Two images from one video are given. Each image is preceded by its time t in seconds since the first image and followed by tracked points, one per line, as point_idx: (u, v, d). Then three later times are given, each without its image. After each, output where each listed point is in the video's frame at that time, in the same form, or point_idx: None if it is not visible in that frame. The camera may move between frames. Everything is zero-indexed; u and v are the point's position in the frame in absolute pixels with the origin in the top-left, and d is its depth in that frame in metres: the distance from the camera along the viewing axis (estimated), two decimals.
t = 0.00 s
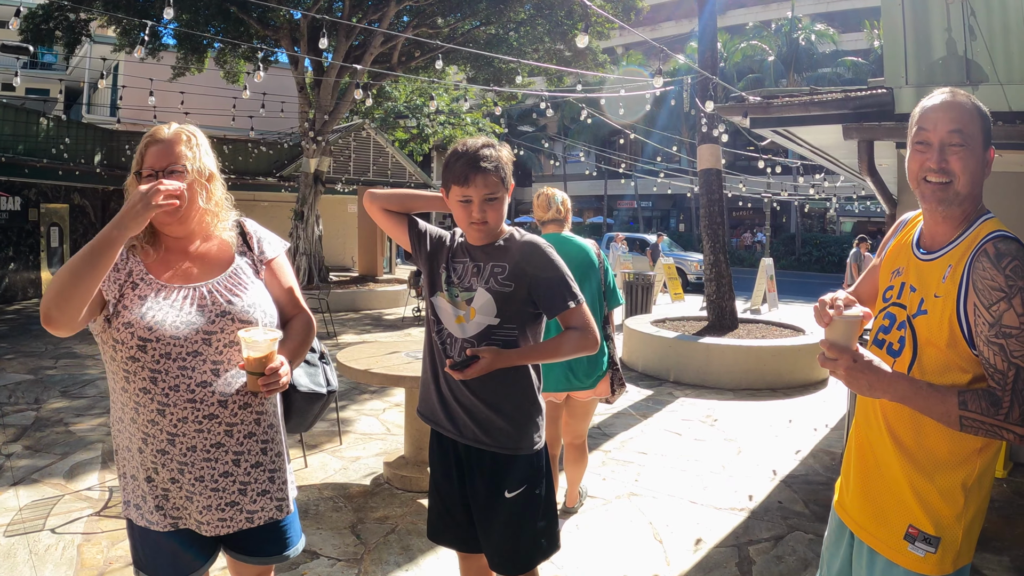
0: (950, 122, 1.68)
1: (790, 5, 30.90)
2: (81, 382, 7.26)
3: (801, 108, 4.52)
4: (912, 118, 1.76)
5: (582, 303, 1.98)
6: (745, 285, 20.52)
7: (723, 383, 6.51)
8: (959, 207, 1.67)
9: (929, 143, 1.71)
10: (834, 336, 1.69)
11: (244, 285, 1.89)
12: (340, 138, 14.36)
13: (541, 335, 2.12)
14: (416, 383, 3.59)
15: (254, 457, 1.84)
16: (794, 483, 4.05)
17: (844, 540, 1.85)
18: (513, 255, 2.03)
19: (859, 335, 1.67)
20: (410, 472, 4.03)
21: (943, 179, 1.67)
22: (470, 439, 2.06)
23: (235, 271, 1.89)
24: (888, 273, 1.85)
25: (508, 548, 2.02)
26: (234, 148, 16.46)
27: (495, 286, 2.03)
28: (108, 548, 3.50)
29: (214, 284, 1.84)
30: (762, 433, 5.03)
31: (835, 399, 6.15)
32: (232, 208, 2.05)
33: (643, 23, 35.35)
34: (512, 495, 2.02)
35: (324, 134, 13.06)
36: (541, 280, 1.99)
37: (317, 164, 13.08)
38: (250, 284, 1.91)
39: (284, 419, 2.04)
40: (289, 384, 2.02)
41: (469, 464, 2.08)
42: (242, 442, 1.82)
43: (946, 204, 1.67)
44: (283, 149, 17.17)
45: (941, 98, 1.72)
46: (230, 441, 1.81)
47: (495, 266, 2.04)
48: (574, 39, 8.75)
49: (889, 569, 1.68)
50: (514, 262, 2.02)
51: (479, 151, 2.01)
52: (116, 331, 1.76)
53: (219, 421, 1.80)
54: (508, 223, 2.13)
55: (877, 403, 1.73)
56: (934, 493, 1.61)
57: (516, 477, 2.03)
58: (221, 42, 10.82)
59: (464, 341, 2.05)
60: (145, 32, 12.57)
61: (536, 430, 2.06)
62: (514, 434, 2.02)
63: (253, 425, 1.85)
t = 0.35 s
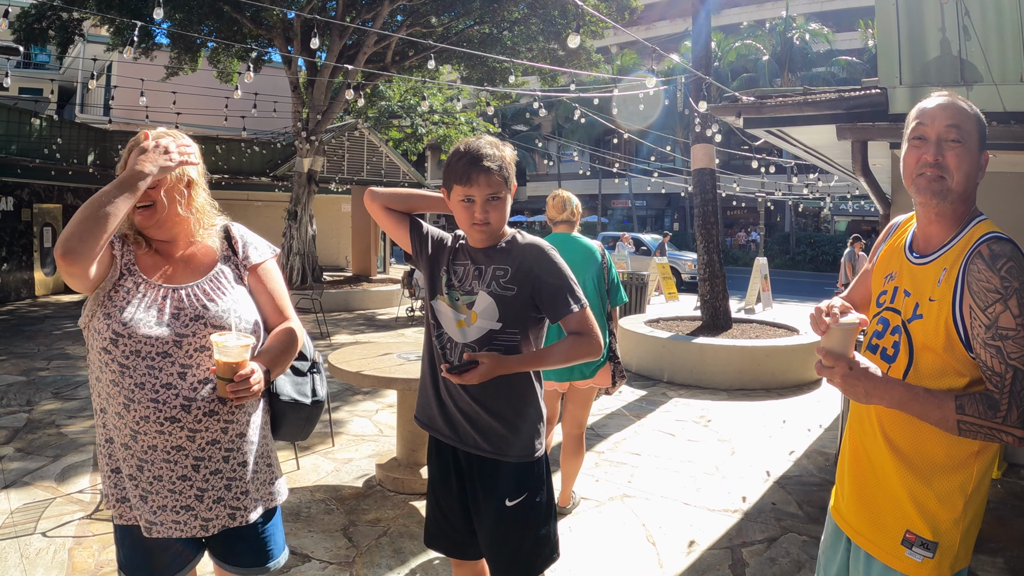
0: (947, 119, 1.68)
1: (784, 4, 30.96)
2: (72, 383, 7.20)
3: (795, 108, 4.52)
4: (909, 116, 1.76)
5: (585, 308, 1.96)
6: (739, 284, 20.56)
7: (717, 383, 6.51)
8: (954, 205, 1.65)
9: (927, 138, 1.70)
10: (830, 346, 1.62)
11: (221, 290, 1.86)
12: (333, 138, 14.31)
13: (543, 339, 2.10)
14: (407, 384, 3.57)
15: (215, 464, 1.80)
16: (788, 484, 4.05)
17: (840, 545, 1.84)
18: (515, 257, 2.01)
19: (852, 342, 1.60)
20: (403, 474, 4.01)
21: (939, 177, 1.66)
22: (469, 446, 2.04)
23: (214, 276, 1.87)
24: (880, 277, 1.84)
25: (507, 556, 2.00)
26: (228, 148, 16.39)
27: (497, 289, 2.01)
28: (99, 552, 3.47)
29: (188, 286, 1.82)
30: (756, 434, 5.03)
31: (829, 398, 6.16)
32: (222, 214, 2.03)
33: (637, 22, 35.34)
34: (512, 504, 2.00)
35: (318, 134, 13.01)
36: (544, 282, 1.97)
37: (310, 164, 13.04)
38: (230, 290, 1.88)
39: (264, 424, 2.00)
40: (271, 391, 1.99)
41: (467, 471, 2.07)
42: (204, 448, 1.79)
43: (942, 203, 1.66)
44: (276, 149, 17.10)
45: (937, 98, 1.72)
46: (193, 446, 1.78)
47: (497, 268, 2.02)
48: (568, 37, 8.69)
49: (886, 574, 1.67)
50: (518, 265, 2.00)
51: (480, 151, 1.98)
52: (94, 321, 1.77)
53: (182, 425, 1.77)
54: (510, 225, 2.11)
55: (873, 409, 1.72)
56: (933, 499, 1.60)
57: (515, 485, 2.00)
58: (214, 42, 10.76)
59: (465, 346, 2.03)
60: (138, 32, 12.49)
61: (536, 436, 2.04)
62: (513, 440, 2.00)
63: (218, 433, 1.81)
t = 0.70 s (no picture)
0: (942, 119, 1.68)
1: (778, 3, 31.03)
2: (65, 384, 7.16)
3: (788, 107, 4.53)
4: (903, 116, 1.75)
5: (584, 307, 1.96)
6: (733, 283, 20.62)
7: (711, 382, 6.52)
8: (952, 204, 1.65)
9: (924, 139, 1.69)
10: (829, 348, 1.62)
11: (209, 291, 1.85)
12: (327, 137, 14.27)
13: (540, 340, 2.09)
14: (399, 384, 3.56)
15: (203, 465, 1.79)
16: (781, 483, 4.05)
17: (837, 545, 1.84)
18: (513, 256, 2.00)
19: (850, 344, 1.61)
20: (396, 474, 4.00)
21: (937, 177, 1.66)
22: (467, 448, 2.02)
23: (202, 276, 1.86)
24: (874, 276, 1.84)
25: (505, 558, 1.99)
26: (221, 147, 16.31)
27: (495, 288, 2.00)
28: (91, 553, 3.44)
29: (177, 287, 1.81)
30: (750, 433, 5.03)
31: (822, 397, 6.17)
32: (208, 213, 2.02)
33: (632, 21, 35.37)
34: (509, 505, 1.99)
35: (311, 134, 12.97)
36: (541, 282, 1.96)
37: (303, 164, 12.99)
38: (218, 291, 1.87)
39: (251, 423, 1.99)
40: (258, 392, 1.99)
41: (464, 472, 2.06)
42: (192, 449, 1.78)
43: (940, 202, 1.65)
44: (270, 149, 17.04)
45: (931, 98, 1.72)
46: (180, 447, 1.77)
47: (495, 268, 2.01)
48: (561, 35, 8.59)
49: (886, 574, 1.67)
50: (515, 265, 1.99)
51: (478, 149, 1.97)
52: (84, 319, 1.75)
53: (171, 426, 1.75)
54: (507, 225, 2.10)
55: (870, 409, 1.71)
56: (934, 498, 1.60)
57: (512, 486, 2.00)
58: (207, 41, 10.71)
59: (461, 346, 2.01)
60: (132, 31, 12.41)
61: (533, 437, 2.03)
62: (511, 442, 1.99)
63: (206, 434, 1.80)
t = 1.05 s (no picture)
0: (922, 117, 1.68)
1: (771, 4, 31.14)
2: (56, 386, 7.11)
3: (780, 107, 4.56)
4: (886, 117, 1.76)
5: (577, 309, 1.96)
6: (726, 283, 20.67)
7: (703, 382, 6.53)
8: (939, 202, 1.66)
9: (904, 141, 1.70)
10: (819, 345, 1.64)
11: (211, 293, 1.86)
12: (320, 138, 14.22)
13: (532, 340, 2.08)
14: (391, 385, 3.55)
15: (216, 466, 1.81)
16: (774, 483, 4.06)
17: (830, 544, 1.84)
18: (505, 256, 2.00)
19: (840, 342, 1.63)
20: (388, 475, 3.99)
21: (921, 176, 1.66)
22: (459, 450, 2.01)
23: (202, 279, 1.86)
24: (864, 275, 1.84)
25: (498, 563, 1.98)
26: (214, 148, 16.23)
27: (488, 289, 1.99)
28: (82, 555, 3.41)
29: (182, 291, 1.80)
30: (743, 433, 5.04)
31: (814, 396, 6.20)
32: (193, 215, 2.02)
33: (625, 22, 35.45)
34: (502, 507, 1.99)
35: (304, 135, 12.94)
36: (534, 283, 1.96)
37: (296, 165, 12.96)
38: (217, 293, 1.89)
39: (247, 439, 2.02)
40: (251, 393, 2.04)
41: (455, 474, 2.05)
42: (205, 451, 1.79)
43: (926, 200, 1.66)
44: (262, 149, 16.99)
45: (914, 98, 1.72)
46: (195, 451, 1.77)
47: (487, 268, 2.00)
48: (552, 36, 8.52)
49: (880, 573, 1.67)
50: (508, 265, 1.98)
51: (470, 149, 1.96)
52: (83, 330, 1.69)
53: (186, 430, 1.75)
54: (499, 226, 2.10)
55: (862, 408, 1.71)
56: (927, 498, 1.60)
57: (504, 488, 1.99)
58: (200, 42, 10.66)
59: (453, 346, 2.00)
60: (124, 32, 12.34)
61: (525, 437, 2.03)
62: (506, 444, 1.99)
63: (217, 434, 1.81)
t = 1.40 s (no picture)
0: (904, 121, 1.70)
1: (764, 5, 31.24)
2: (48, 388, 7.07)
3: (772, 108, 4.58)
4: (870, 120, 1.77)
5: (568, 311, 1.97)
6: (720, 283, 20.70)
7: (697, 382, 6.55)
8: (923, 203, 1.67)
9: (888, 145, 1.71)
10: (804, 342, 1.66)
11: (200, 296, 1.85)
12: (314, 139, 14.17)
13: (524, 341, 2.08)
14: (385, 386, 3.55)
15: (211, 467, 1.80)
16: (767, 482, 4.08)
17: (820, 542, 1.85)
18: (498, 258, 2.00)
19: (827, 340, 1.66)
20: (382, 476, 3.99)
21: (905, 178, 1.67)
22: (451, 450, 2.02)
23: (191, 282, 1.85)
24: (852, 276, 1.85)
25: (491, 563, 1.98)
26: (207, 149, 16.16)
27: (480, 290, 1.99)
28: (77, 557, 3.39)
29: (170, 294, 1.80)
30: (736, 432, 5.06)
31: (806, 395, 6.23)
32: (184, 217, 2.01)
33: (618, 23, 35.50)
34: (494, 507, 1.99)
35: (297, 136, 12.90)
36: (525, 285, 1.96)
37: (290, 166, 12.92)
38: (207, 296, 1.88)
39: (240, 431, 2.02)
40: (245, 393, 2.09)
41: (448, 474, 2.05)
42: (200, 452, 1.78)
43: (912, 201, 1.67)
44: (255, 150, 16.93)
45: (896, 102, 1.74)
46: (189, 452, 1.77)
47: (479, 269, 2.01)
48: (544, 37, 8.51)
49: (869, 571, 1.68)
50: (500, 266, 1.99)
51: (460, 151, 1.96)
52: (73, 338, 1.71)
53: (179, 433, 1.75)
54: (491, 228, 2.10)
55: (850, 406, 1.73)
56: (914, 495, 1.61)
57: (496, 488, 1.99)
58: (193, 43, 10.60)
59: (446, 347, 2.00)
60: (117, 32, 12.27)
61: (517, 437, 2.03)
62: (498, 445, 1.99)
63: (210, 436, 1.81)
